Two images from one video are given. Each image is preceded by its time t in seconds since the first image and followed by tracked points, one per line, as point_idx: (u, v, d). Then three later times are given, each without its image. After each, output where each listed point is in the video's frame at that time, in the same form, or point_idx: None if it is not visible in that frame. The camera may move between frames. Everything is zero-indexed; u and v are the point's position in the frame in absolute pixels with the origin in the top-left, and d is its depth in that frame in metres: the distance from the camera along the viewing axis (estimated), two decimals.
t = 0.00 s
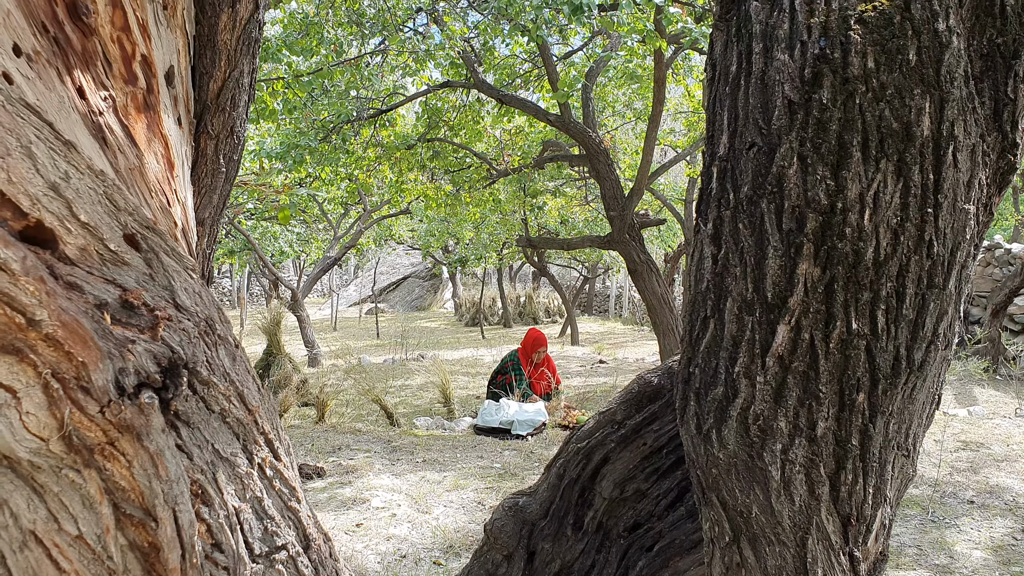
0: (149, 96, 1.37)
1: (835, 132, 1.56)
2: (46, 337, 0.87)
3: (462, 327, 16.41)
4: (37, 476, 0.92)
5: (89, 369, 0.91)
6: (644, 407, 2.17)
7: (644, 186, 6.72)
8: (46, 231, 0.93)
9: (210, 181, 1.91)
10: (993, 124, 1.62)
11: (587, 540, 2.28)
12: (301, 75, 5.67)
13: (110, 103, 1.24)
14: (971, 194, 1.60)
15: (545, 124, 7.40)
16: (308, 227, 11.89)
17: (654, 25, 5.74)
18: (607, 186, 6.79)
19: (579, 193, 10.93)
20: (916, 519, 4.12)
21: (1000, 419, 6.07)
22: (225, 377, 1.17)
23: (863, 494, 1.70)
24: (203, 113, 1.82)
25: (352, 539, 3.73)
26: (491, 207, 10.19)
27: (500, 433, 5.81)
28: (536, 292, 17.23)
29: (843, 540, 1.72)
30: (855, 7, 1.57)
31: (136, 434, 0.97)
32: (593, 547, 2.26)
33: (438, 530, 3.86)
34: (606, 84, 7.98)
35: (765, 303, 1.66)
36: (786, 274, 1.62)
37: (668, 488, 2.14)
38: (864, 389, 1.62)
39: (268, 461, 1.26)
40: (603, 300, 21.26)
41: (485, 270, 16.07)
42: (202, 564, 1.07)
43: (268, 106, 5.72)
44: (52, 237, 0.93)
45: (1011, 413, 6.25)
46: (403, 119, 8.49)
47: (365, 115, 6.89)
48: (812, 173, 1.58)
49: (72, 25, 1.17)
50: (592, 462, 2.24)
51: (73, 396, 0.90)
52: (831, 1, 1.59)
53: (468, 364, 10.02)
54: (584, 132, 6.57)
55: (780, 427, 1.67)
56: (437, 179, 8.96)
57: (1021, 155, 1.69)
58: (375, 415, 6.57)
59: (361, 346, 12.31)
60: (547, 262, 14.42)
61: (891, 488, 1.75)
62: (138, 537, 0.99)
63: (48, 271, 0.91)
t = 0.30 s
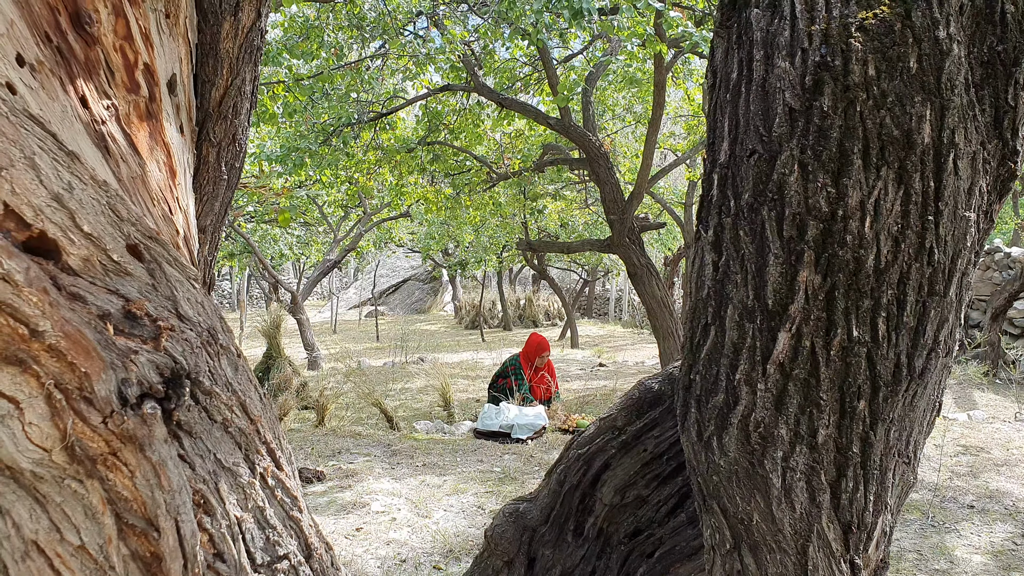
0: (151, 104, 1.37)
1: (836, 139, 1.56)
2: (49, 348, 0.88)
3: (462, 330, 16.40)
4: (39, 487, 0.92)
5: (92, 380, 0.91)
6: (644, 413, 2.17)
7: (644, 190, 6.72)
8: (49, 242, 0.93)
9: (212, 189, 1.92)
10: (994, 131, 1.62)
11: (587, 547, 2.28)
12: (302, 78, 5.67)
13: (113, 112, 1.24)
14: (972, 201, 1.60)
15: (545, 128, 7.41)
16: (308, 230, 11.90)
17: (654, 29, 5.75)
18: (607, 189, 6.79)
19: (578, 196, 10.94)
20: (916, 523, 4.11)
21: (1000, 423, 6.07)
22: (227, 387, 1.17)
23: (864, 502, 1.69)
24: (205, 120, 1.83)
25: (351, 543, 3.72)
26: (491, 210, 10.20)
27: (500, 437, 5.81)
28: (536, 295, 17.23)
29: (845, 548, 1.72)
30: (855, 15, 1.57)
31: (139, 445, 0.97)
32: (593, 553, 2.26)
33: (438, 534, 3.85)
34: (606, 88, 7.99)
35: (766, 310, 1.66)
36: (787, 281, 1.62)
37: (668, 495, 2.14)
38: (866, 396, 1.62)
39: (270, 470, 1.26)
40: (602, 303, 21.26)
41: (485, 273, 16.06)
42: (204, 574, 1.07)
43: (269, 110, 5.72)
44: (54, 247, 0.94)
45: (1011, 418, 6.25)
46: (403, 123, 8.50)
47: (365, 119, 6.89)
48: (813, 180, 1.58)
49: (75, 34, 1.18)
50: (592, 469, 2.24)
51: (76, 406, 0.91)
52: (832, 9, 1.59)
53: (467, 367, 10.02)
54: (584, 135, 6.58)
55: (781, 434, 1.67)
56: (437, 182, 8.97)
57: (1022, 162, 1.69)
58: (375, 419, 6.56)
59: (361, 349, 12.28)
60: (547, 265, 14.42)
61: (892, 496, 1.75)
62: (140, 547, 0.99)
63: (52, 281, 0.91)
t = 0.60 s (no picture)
0: (153, 117, 1.39)
1: (834, 150, 1.57)
2: (51, 364, 0.88)
3: (462, 333, 16.40)
4: (40, 501, 0.93)
5: (94, 396, 0.92)
6: (644, 421, 2.19)
7: (644, 194, 6.72)
8: (52, 258, 0.94)
9: (213, 200, 1.93)
10: (992, 141, 1.63)
11: (587, 554, 2.29)
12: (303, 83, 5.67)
13: (114, 125, 1.25)
14: (969, 212, 1.61)
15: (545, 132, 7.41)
16: (308, 233, 11.90)
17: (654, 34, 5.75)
18: (607, 193, 6.79)
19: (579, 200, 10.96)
20: (915, 529, 4.11)
21: (1000, 428, 6.07)
22: (228, 401, 1.18)
23: (862, 511, 1.70)
24: (207, 132, 1.85)
25: (352, 548, 3.71)
26: (491, 213, 10.21)
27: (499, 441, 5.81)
28: (536, 297, 17.23)
29: (842, 557, 1.73)
30: (853, 25, 1.59)
31: (140, 459, 0.98)
32: (593, 561, 2.27)
33: (437, 539, 3.85)
34: (606, 92, 7.99)
35: (764, 319, 1.67)
36: (785, 291, 1.63)
37: (667, 502, 2.14)
38: (863, 406, 1.63)
39: (270, 483, 1.26)
40: (602, 305, 21.26)
41: (485, 276, 16.07)
42: None
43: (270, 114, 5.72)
44: (57, 264, 0.94)
45: (1011, 422, 6.25)
46: (403, 126, 8.51)
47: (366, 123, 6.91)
48: (811, 191, 1.59)
49: (77, 49, 1.19)
50: (592, 476, 2.26)
51: (78, 421, 0.92)
52: (830, 20, 1.60)
53: (467, 371, 10.02)
54: (584, 139, 6.59)
55: (779, 444, 1.68)
56: (438, 186, 8.98)
57: (1019, 171, 1.69)
58: (375, 423, 6.56)
59: (361, 352, 12.29)
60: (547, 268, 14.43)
61: (890, 504, 1.76)
62: (141, 560, 1.00)
63: (54, 297, 0.92)
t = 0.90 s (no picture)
0: (152, 131, 1.40)
1: (829, 163, 1.57)
2: (47, 381, 0.89)
3: (463, 337, 16.40)
4: (36, 516, 0.93)
5: (89, 413, 0.93)
6: (641, 430, 2.20)
7: (645, 199, 6.73)
8: (48, 276, 0.95)
9: (211, 213, 1.96)
10: (987, 153, 1.63)
11: (584, 564, 2.29)
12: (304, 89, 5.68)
13: (113, 141, 1.26)
14: (964, 224, 1.61)
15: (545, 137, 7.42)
16: (310, 238, 11.93)
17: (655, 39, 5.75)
18: (608, 199, 6.80)
19: (580, 205, 10.98)
20: (915, 536, 4.09)
21: (1000, 434, 6.06)
22: (223, 416, 1.19)
23: (856, 523, 1.70)
24: (205, 145, 1.87)
25: (351, 554, 3.69)
26: (492, 219, 10.23)
27: (499, 447, 5.82)
28: (536, 302, 17.24)
29: (837, 568, 1.74)
30: (849, 38, 1.59)
31: (135, 474, 0.99)
32: (589, 571, 2.27)
33: (436, 546, 3.85)
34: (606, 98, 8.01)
35: (760, 331, 1.67)
36: (781, 303, 1.63)
37: (663, 512, 2.15)
38: (858, 418, 1.63)
39: (265, 498, 1.27)
40: (603, 310, 21.26)
41: (486, 280, 16.08)
42: None
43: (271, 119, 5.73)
44: (54, 281, 0.96)
45: (1011, 429, 6.24)
46: (404, 131, 8.53)
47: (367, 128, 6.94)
48: (807, 204, 1.59)
49: (75, 66, 1.20)
50: (589, 485, 2.27)
51: (74, 438, 0.93)
52: (826, 32, 1.61)
53: (467, 376, 10.02)
54: (585, 144, 6.59)
55: (774, 455, 1.68)
56: (438, 191, 8.99)
57: (1014, 183, 1.70)
58: (375, 428, 6.56)
59: (362, 356, 12.29)
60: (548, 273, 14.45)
61: (884, 516, 1.77)
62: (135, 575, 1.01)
63: (50, 315, 0.93)
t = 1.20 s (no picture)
0: (151, 148, 1.42)
1: (824, 177, 1.58)
2: (44, 400, 0.91)
3: (465, 343, 16.41)
4: (32, 532, 0.95)
5: (85, 431, 0.94)
6: (638, 441, 2.20)
7: (647, 206, 6.73)
8: (45, 296, 0.97)
9: (209, 227, 1.99)
10: (982, 168, 1.64)
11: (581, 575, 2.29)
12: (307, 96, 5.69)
13: (111, 158, 1.28)
14: (958, 238, 1.62)
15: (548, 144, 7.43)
16: (312, 243, 11.96)
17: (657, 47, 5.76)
18: (610, 206, 6.80)
19: (582, 211, 11.00)
20: (915, 545, 4.06)
21: (1002, 443, 6.04)
22: (218, 433, 1.20)
23: (850, 536, 1.71)
24: (203, 161, 1.92)
25: (350, 562, 3.68)
26: (494, 225, 10.25)
27: (500, 454, 5.82)
28: (539, 308, 17.24)
29: None
30: (844, 53, 1.60)
31: (130, 491, 1.00)
32: None
33: (436, 553, 3.84)
34: (609, 105, 8.03)
35: (755, 344, 1.67)
36: (776, 317, 1.63)
37: (660, 523, 2.16)
38: (852, 431, 1.63)
39: (259, 513, 1.28)
40: (605, 316, 21.24)
41: (488, 286, 16.09)
42: None
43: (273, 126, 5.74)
44: (51, 301, 0.97)
45: (1014, 437, 6.21)
46: (407, 138, 8.56)
47: (370, 134, 6.97)
48: (802, 218, 1.59)
49: (74, 85, 1.22)
50: (586, 496, 2.28)
51: (69, 455, 0.94)
52: (821, 48, 1.62)
53: (469, 381, 10.02)
54: (587, 151, 6.61)
55: (769, 469, 1.68)
56: (440, 197, 9.02)
57: (1009, 197, 1.70)
58: (376, 435, 6.57)
59: (364, 362, 12.31)
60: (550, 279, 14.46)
61: (879, 529, 1.77)
62: None
63: (47, 334, 0.95)
